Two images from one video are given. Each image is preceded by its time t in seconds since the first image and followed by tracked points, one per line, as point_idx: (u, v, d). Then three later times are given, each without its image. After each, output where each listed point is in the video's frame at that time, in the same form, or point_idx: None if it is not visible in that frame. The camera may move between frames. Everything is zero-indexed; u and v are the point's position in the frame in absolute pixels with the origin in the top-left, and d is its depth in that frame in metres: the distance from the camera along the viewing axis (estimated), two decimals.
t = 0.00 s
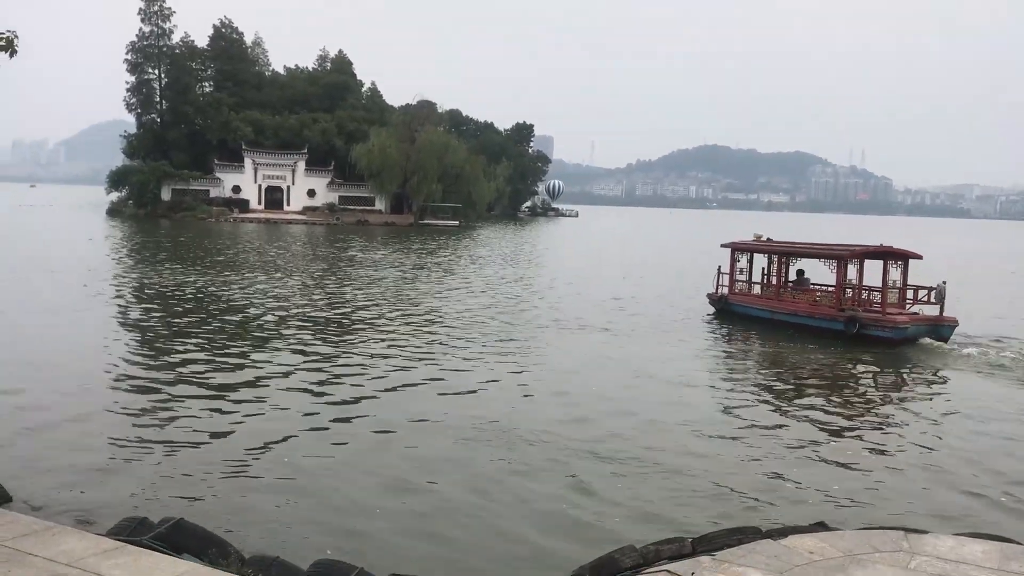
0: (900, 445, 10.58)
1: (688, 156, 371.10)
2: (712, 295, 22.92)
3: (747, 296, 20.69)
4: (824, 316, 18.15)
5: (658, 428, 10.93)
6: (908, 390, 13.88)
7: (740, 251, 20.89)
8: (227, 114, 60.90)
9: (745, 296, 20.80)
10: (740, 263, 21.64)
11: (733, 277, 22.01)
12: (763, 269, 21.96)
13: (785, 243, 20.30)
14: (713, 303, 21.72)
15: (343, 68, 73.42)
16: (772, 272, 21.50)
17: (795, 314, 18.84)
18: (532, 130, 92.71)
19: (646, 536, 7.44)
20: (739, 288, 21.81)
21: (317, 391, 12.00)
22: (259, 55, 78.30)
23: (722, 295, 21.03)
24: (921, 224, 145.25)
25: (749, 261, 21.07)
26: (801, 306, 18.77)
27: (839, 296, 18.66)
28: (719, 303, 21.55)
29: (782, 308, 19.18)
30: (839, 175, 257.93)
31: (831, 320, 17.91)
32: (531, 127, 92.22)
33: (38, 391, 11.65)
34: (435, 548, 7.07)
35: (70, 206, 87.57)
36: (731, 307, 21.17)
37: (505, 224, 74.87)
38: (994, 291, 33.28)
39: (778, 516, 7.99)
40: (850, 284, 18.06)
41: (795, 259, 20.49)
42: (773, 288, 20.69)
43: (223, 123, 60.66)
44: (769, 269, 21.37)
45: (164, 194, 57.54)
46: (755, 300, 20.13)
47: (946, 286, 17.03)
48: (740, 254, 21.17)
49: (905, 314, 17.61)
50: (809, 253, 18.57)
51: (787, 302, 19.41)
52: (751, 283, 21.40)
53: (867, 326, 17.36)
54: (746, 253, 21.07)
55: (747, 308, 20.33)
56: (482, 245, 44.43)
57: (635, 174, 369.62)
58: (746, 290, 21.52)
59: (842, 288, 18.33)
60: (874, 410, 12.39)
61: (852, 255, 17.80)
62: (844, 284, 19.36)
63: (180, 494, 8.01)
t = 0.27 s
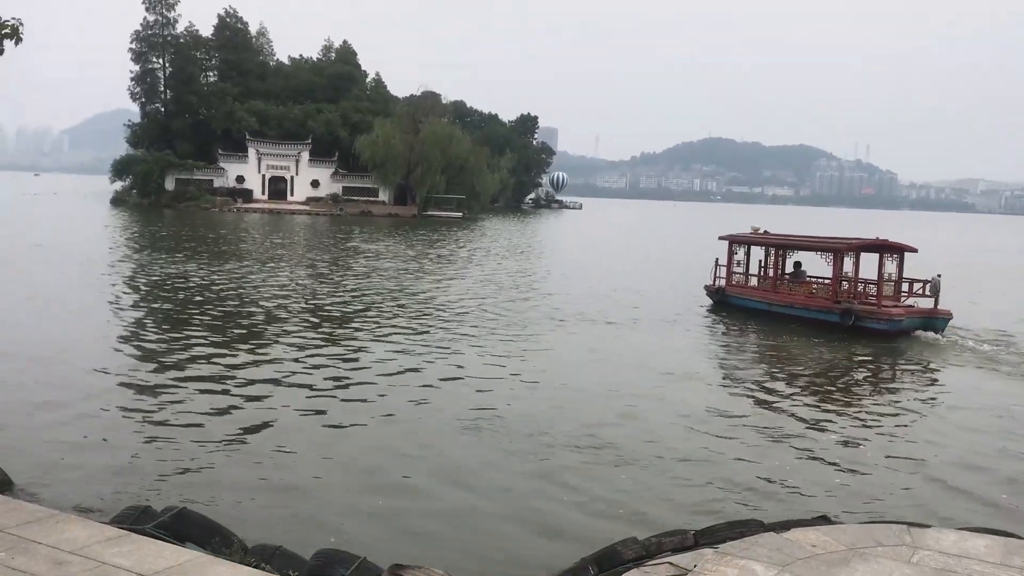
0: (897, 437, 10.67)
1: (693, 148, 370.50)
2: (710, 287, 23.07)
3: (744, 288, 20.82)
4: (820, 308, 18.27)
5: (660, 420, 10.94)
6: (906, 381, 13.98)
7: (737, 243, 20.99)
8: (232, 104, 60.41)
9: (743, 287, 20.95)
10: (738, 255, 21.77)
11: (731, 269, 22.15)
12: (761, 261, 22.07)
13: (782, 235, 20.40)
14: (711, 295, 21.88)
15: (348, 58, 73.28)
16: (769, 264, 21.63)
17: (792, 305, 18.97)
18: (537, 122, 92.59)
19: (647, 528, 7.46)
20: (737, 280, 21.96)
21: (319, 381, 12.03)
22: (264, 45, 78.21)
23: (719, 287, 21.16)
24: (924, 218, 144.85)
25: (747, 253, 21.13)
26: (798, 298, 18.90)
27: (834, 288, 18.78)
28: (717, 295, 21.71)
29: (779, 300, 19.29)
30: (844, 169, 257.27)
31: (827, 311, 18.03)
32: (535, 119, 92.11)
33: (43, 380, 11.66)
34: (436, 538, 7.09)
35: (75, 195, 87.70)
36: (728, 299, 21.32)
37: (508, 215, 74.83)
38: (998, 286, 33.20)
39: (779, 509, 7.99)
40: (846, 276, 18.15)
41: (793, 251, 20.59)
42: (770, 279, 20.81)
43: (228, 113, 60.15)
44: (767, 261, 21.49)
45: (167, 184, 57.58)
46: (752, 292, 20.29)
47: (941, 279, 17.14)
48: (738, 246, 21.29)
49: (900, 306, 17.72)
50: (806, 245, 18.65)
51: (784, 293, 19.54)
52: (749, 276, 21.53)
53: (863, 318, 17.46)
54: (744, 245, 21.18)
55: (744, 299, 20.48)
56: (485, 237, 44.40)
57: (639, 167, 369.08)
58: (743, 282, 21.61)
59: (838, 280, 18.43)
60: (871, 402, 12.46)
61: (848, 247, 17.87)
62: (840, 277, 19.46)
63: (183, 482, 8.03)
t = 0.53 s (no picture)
0: (888, 431, 10.80)
1: (693, 144, 369.80)
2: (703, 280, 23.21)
3: (737, 282, 20.97)
4: (812, 303, 18.48)
5: (657, 415, 10.95)
6: (898, 377, 14.10)
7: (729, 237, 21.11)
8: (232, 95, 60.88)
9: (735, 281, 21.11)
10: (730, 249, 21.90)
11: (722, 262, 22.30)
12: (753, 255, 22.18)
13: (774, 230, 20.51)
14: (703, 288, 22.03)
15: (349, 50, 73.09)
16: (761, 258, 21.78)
17: (783, 300, 19.15)
18: (537, 115, 92.46)
19: (644, 523, 7.45)
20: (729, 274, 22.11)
21: (316, 373, 12.06)
22: (265, 36, 78.05)
23: (712, 281, 21.29)
24: (925, 215, 144.60)
25: (739, 247, 21.28)
26: (789, 292, 19.10)
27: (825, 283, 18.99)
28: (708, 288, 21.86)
29: (771, 294, 19.48)
30: (844, 165, 257.00)
31: (818, 306, 18.25)
32: (536, 113, 91.98)
33: (42, 370, 11.70)
34: (434, 531, 7.09)
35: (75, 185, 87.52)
36: (720, 293, 21.45)
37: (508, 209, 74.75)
38: (997, 284, 33.18)
39: (777, 505, 7.99)
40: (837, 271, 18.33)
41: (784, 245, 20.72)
42: (762, 274, 20.98)
43: (227, 104, 60.54)
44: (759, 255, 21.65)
45: (167, 174, 57.53)
46: (744, 286, 20.46)
47: (930, 274, 17.35)
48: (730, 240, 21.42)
49: (890, 301, 18.01)
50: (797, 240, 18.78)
51: (776, 288, 19.73)
52: (741, 270, 21.68)
53: (854, 313, 17.68)
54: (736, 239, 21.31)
55: (736, 293, 20.63)
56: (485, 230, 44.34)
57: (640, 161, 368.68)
58: (736, 275, 21.74)
59: (829, 274, 18.64)
60: (863, 397, 12.56)
61: (839, 243, 18.00)
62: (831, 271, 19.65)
63: (180, 474, 8.02)
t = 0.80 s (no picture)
0: (872, 427, 10.86)
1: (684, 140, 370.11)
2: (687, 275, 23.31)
3: (719, 276, 21.09)
4: (792, 297, 18.62)
5: (646, 411, 10.95)
6: (881, 374, 14.16)
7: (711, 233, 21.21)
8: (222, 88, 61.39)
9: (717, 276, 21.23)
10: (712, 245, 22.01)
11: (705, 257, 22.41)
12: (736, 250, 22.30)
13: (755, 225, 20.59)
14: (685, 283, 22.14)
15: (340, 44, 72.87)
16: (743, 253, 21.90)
17: (764, 295, 19.28)
18: (529, 111, 92.40)
19: (632, 519, 7.47)
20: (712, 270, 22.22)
21: (305, 366, 12.08)
22: (255, 29, 77.75)
23: (695, 276, 21.39)
24: (914, 213, 144.96)
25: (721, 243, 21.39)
26: (770, 287, 19.23)
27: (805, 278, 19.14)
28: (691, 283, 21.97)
29: (752, 289, 19.61)
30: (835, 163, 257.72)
31: (798, 301, 18.39)
32: (527, 108, 91.89)
33: (29, 362, 11.65)
34: (422, 525, 7.09)
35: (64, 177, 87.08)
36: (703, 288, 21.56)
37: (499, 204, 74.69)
38: (985, 282, 33.32)
39: (765, 501, 8.01)
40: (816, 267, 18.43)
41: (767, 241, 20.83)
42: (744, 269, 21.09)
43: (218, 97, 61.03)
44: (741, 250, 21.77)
45: (157, 167, 57.30)
46: (726, 281, 20.59)
47: (908, 270, 17.45)
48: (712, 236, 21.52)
49: (869, 296, 18.17)
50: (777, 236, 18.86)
51: (757, 283, 19.86)
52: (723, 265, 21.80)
53: (833, 308, 17.81)
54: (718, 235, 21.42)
55: (718, 289, 20.75)
56: (476, 225, 44.31)
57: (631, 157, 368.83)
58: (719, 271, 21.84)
59: (809, 270, 18.77)
60: (847, 393, 12.61)
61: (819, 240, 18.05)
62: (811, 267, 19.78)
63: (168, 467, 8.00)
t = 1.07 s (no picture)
0: (850, 428, 10.91)
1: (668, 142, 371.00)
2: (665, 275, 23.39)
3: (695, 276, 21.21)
4: (766, 297, 18.75)
5: (627, 411, 10.97)
6: (856, 374, 14.24)
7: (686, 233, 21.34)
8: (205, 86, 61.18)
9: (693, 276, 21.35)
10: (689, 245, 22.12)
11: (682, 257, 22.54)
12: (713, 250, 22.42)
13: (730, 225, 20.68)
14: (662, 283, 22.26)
15: (324, 44, 72.69)
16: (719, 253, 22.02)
17: (739, 295, 19.41)
18: (513, 111, 92.39)
19: (613, 519, 7.47)
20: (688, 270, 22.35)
21: (286, 366, 12.00)
22: (239, 28, 77.40)
23: (671, 276, 21.51)
24: (896, 216, 145.87)
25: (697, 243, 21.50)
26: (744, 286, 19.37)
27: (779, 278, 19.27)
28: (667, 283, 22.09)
29: (726, 289, 19.74)
30: (817, 165, 259.07)
31: (771, 301, 18.53)
32: (512, 109, 91.89)
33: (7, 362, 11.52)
34: (403, 526, 7.07)
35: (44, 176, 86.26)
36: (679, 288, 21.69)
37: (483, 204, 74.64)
38: (964, 284, 33.58)
39: (746, 502, 8.03)
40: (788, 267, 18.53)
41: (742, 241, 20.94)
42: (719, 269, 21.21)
43: (201, 95, 60.76)
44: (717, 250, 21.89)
45: (139, 166, 56.89)
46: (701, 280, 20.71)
47: (879, 270, 17.52)
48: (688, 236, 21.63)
49: (841, 295, 18.26)
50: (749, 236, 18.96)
51: (731, 282, 19.99)
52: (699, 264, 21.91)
53: (805, 307, 17.95)
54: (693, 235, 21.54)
55: (693, 288, 20.88)
56: (461, 226, 44.28)
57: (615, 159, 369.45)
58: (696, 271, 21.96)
59: (782, 269, 18.89)
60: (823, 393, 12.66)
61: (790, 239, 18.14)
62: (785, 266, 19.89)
63: (148, 468, 7.93)
